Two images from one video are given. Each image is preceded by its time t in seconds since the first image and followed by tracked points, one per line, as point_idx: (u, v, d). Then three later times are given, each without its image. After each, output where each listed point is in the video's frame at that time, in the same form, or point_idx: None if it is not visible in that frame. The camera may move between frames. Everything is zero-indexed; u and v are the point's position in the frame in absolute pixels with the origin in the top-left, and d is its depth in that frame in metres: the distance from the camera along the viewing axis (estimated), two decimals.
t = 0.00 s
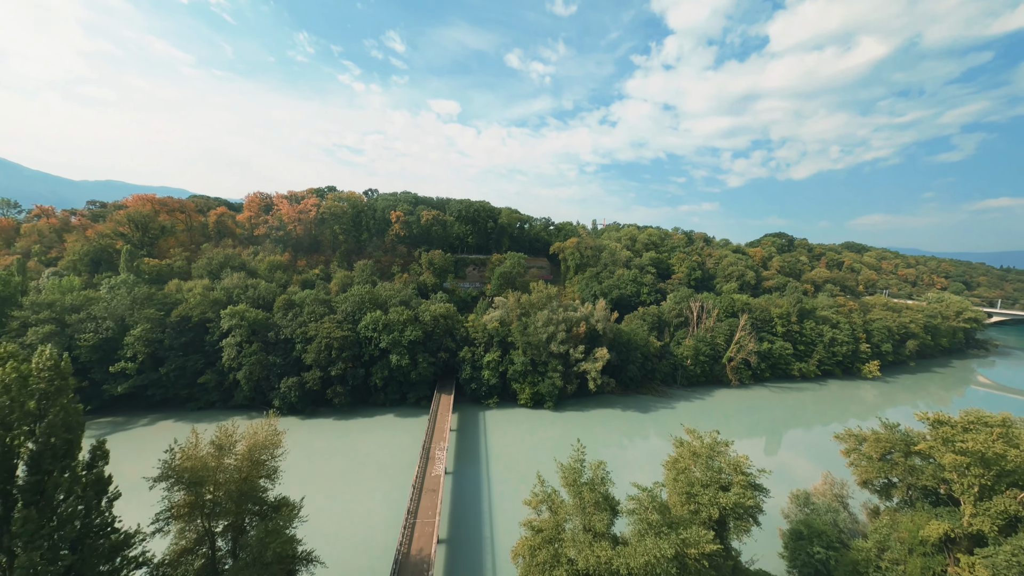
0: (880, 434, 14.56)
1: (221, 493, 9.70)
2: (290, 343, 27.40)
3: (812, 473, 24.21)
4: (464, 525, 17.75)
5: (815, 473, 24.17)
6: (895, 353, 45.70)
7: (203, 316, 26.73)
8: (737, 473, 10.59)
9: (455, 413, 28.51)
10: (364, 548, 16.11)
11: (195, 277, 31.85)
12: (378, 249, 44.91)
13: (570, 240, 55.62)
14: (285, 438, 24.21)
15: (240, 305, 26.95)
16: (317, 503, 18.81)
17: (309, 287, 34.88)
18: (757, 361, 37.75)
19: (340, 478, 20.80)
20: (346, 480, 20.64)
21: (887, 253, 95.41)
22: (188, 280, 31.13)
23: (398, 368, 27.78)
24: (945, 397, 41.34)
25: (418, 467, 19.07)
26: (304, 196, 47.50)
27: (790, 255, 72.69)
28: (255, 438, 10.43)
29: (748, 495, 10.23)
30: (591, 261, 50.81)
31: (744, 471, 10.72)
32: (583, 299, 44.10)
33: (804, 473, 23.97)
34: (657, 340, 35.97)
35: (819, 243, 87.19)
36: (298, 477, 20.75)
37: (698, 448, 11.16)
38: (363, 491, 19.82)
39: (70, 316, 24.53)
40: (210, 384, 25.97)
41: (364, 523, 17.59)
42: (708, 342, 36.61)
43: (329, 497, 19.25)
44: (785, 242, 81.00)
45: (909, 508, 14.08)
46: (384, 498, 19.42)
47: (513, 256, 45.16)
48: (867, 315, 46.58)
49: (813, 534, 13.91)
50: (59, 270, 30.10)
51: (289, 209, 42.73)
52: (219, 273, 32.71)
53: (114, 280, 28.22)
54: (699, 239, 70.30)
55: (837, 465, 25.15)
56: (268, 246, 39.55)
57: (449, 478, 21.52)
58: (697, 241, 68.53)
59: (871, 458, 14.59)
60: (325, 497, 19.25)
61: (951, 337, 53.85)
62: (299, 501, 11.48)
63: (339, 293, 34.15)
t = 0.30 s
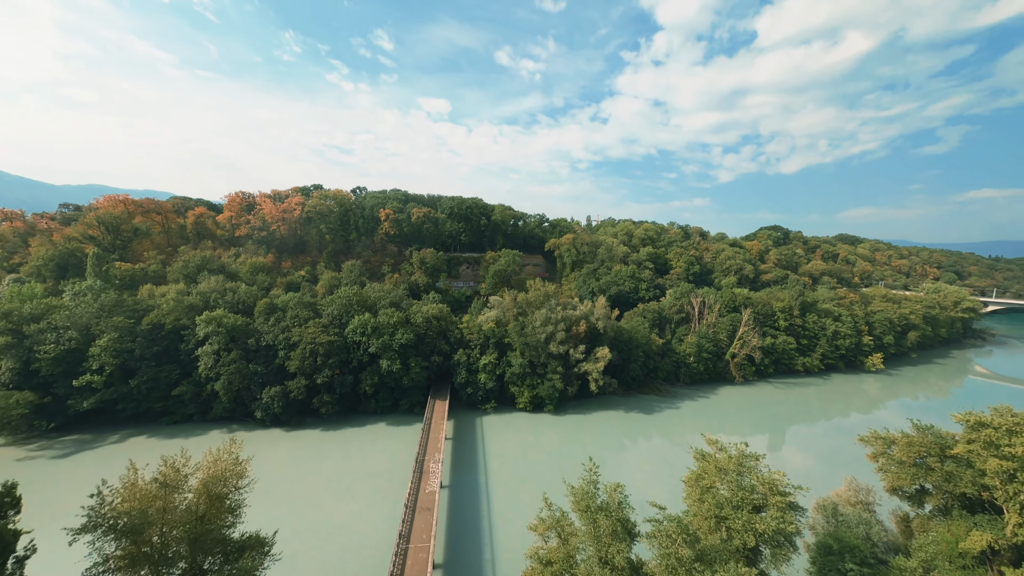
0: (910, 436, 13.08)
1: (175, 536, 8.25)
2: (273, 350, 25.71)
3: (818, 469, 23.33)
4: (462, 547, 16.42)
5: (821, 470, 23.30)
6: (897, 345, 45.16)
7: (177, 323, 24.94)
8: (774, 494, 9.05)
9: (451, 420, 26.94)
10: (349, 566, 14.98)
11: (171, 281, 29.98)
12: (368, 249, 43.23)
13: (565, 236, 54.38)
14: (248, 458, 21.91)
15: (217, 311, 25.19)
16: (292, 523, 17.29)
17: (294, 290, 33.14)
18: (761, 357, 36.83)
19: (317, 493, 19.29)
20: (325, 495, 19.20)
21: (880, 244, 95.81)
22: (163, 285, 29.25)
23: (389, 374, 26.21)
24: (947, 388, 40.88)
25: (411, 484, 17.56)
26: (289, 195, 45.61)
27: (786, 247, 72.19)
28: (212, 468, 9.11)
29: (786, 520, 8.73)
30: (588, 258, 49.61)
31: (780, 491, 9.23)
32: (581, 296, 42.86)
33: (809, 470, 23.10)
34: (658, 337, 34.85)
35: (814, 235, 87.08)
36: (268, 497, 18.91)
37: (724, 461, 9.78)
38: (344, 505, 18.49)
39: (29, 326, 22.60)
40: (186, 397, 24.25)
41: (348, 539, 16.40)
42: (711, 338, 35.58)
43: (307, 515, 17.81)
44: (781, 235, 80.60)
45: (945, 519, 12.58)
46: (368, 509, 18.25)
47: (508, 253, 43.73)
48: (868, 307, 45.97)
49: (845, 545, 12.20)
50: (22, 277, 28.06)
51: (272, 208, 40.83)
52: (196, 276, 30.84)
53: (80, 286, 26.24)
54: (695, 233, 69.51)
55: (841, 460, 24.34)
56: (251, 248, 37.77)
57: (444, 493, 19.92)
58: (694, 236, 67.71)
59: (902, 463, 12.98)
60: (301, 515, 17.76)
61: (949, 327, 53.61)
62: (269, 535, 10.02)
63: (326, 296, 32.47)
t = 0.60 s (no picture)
0: (941, 436, 11.86)
1: None
2: (248, 361, 23.85)
3: (817, 464, 22.68)
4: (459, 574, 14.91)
5: (818, 463, 22.69)
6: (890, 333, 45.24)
7: (141, 337, 22.89)
8: (820, 517, 7.68)
9: (443, 430, 25.32)
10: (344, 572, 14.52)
11: (136, 291, 27.76)
12: (352, 250, 41.32)
13: (556, 232, 53.21)
14: (192, 489, 19.27)
15: (186, 321, 23.19)
16: (270, 544, 16.01)
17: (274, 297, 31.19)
18: (759, 350, 36.26)
19: (299, 511, 18.02)
20: (308, 512, 17.95)
21: (865, 234, 97.12)
22: (128, 295, 27.04)
23: (377, 383, 24.58)
24: (940, 374, 41.03)
25: (401, 507, 15.87)
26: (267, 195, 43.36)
27: (776, 239, 72.31)
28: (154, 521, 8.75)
29: (835, 548, 7.40)
30: (580, 254, 48.53)
31: (825, 514, 7.81)
32: (574, 294, 41.69)
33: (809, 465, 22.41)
34: (656, 334, 33.93)
35: (801, 226, 87.76)
36: (236, 526, 17.09)
37: (756, 478, 8.42)
38: (329, 520, 17.37)
39: None
40: (153, 416, 22.24)
41: (343, 544, 16.00)
42: (709, 333, 34.83)
43: (285, 533, 16.67)
44: (769, 227, 80.90)
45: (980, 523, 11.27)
46: (353, 518, 17.52)
47: (499, 251, 42.35)
48: (861, 296, 45.92)
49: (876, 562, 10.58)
50: None
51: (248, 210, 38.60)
52: (164, 285, 28.67)
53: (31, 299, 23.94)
54: (686, 227, 69.14)
55: (842, 451, 23.69)
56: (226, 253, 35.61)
57: (438, 513, 18.22)
58: (685, 229, 67.32)
59: (931, 465, 11.73)
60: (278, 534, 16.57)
61: (938, 313, 54.13)
62: None
63: (307, 301, 30.60)
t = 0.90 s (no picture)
0: (962, 430, 11.10)
1: None
2: (215, 381, 21.72)
3: (817, 453, 22.46)
4: None
5: (820, 452, 22.38)
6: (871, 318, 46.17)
7: (89, 360, 20.50)
8: (877, 547, 6.98)
9: (433, 443, 23.76)
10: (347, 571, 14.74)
11: (85, 308, 25.10)
12: (328, 254, 39.08)
13: (541, 229, 52.09)
14: (150, 528, 17.32)
15: (140, 340, 20.88)
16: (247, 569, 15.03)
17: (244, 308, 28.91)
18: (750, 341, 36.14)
19: (279, 537, 16.65)
20: (289, 538, 16.59)
21: (838, 221, 100.20)
22: (75, 313, 24.37)
23: (359, 396, 22.85)
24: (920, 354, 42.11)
25: (389, 538, 14.38)
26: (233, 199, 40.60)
27: (756, 229, 73.38)
28: None
29: None
30: (567, 250, 47.59)
31: (884, 543, 7.14)
32: (563, 291, 40.68)
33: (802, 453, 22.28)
34: (649, 329, 33.25)
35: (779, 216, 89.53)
36: (202, 558, 15.68)
37: (793, 501, 7.93)
38: (314, 545, 16.16)
39: None
40: (106, 447, 19.93)
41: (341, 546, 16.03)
42: (701, 325, 34.44)
43: (262, 556, 15.71)
44: (749, 217, 82.08)
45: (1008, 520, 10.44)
46: (335, 535, 16.69)
47: (483, 250, 40.93)
48: (842, 282, 46.66)
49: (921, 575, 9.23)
50: None
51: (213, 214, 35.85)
52: (117, 299, 26.01)
53: None
54: (670, 220, 69.24)
55: (834, 438, 23.69)
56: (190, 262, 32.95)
57: (431, 538, 16.72)
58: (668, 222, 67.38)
59: (954, 462, 10.97)
60: (254, 557, 15.66)
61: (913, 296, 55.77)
62: None
63: (280, 311, 28.48)
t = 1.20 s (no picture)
0: (972, 421, 10.77)
1: None
2: (167, 411, 19.36)
3: (809, 437, 22.59)
4: None
5: (812, 437, 22.52)
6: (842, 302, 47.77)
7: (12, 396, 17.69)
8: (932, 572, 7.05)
9: (420, 459, 22.19)
10: None
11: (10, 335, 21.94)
12: (296, 262, 36.50)
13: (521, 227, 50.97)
14: None
15: (75, 370, 18.23)
16: None
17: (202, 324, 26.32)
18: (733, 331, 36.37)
19: None
20: None
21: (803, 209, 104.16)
22: None
23: (335, 416, 20.98)
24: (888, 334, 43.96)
25: None
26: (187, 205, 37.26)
27: (729, 219, 75.04)
28: None
29: None
30: (548, 247, 46.69)
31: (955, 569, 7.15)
32: (547, 289, 39.72)
33: (790, 438, 22.37)
34: (636, 324, 32.77)
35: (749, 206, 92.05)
36: None
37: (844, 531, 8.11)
38: None
39: None
40: (39, 496, 17.28)
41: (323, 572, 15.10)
42: (686, 318, 34.31)
43: None
44: (722, 208, 83.90)
45: None
46: (308, 572, 15.10)
47: (463, 251, 39.39)
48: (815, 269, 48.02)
49: None
50: None
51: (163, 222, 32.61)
52: (50, 323, 22.86)
53: None
54: (647, 213, 69.67)
55: (821, 422, 24.00)
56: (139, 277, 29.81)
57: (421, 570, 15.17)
58: (646, 215, 67.72)
59: (968, 456, 10.65)
60: None
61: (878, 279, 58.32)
62: None
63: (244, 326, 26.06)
